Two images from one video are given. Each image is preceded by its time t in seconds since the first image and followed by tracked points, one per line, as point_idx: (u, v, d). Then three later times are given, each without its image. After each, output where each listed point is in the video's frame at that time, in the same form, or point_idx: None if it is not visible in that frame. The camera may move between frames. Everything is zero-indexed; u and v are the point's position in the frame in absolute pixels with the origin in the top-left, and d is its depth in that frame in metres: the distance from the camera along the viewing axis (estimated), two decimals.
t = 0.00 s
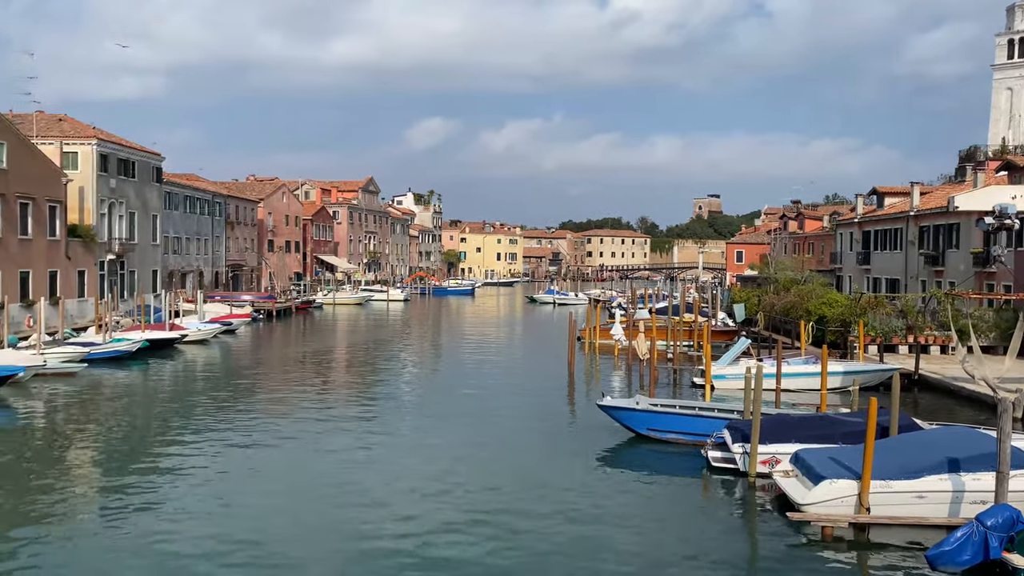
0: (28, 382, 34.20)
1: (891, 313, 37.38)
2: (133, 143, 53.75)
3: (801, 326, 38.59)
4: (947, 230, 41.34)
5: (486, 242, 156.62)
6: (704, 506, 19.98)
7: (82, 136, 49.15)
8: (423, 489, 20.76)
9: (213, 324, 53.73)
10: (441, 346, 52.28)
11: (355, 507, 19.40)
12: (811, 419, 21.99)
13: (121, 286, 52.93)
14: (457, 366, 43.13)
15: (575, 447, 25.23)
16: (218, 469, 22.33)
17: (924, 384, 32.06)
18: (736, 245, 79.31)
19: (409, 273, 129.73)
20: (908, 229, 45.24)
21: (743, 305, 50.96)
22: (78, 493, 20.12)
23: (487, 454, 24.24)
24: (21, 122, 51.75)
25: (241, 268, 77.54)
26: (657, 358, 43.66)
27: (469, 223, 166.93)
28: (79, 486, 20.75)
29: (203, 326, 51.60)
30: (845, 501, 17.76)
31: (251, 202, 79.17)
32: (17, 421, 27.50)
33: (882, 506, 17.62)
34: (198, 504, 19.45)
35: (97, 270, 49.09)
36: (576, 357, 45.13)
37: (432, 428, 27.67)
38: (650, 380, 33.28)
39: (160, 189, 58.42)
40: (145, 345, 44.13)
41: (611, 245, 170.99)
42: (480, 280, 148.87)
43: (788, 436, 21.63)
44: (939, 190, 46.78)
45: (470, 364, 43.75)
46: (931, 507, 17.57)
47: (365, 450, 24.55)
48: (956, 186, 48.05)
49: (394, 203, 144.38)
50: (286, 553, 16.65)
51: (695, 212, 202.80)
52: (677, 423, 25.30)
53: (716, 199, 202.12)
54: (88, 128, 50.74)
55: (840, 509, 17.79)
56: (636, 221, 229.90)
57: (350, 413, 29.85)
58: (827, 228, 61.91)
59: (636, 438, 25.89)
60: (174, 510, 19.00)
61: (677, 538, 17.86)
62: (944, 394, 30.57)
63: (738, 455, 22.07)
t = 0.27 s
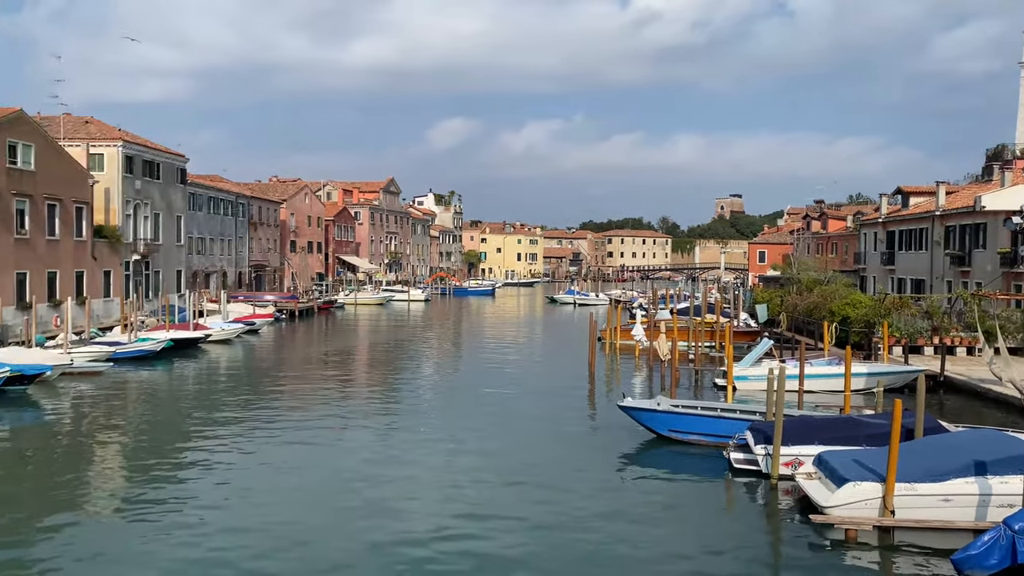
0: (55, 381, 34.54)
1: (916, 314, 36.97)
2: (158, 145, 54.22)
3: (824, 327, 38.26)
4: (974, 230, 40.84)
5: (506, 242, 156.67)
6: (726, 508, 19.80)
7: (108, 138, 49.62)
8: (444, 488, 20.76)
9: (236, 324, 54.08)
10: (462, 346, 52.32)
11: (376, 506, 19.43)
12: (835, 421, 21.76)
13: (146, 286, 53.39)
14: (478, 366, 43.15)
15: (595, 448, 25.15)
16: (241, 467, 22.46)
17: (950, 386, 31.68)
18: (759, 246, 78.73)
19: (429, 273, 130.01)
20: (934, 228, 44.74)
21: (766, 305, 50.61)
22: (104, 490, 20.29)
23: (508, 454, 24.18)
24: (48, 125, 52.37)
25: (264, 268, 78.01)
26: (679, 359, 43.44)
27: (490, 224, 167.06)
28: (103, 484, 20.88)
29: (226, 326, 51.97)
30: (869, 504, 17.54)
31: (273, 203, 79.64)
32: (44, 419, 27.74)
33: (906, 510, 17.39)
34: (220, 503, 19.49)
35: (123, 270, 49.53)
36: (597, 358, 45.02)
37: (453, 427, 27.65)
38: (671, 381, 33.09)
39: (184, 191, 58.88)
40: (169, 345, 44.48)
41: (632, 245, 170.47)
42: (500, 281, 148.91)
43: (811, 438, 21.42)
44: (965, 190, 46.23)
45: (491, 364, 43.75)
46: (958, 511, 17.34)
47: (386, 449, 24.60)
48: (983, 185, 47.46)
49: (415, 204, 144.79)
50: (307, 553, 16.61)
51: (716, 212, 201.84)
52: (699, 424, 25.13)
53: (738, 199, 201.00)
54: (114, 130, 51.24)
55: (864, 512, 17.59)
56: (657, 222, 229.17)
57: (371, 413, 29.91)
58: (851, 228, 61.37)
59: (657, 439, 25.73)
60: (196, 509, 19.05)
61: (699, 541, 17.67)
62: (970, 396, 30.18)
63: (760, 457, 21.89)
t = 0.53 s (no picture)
0: (82, 381, 34.92)
1: (943, 316, 36.50)
2: (184, 147, 54.67)
3: (849, 329, 37.87)
4: (1002, 230, 40.27)
5: (527, 243, 156.57)
6: (749, 510, 19.60)
7: (135, 140, 50.12)
8: (466, 488, 20.75)
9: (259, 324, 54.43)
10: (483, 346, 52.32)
11: (398, 506, 19.43)
12: (860, 423, 21.50)
13: (171, 287, 53.83)
14: (500, 367, 43.12)
15: (618, 449, 25.04)
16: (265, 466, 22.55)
17: (977, 388, 31.25)
18: (782, 246, 78.15)
19: (451, 274, 130.17)
20: (961, 228, 44.17)
21: (790, 306, 50.21)
22: (130, 488, 20.45)
23: (529, 455, 24.08)
24: (77, 127, 52.95)
25: (287, 269, 78.44)
26: (702, 360, 43.16)
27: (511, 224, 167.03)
28: (128, 481, 21.01)
29: (250, 326, 52.30)
30: (894, 507, 17.30)
31: (296, 204, 80.07)
32: (71, 418, 28.01)
33: (933, 514, 17.13)
34: (242, 501, 19.55)
35: (149, 270, 49.97)
36: (619, 359, 44.87)
37: (475, 428, 27.64)
38: (694, 382, 32.85)
39: (209, 192, 59.35)
40: (194, 344, 44.84)
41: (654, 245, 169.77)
42: (522, 282, 148.78)
43: (835, 440, 21.17)
44: (994, 189, 45.59)
45: (513, 365, 43.71)
46: (986, 515, 17.07)
47: (408, 449, 24.62)
48: (1012, 184, 46.78)
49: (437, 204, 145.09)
50: (328, 553, 16.59)
51: (739, 212, 200.60)
52: (722, 425, 24.93)
53: (761, 199, 199.67)
54: (141, 132, 51.73)
55: (890, 515, 17.35)
56: (679, 222, 228.20)
57: (393, 413, 29.97)
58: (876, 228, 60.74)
59: (680, 440, 25.55)
60: (218, 507, 19.10)
61: (722, 544, 17.47)
62: (998, 398, 29.76)
63: (783, 459, 21.66)
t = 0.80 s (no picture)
0: (110, 379, 35.33)
1: (971, 317, 36.05)
2: (210, 148, 55.16)
3: (876, 330, 37.52)
4: None
5: (549, 243, 156.44)
6: (773, 513, 19.42)
7: (161, 142, 50.64)
8: (488, 488, 20.77)
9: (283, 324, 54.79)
10: (506, 347, 52.32)
11: (421, 504, 19.48)
12: (886, 425, 21.27)
13: (197, 287, 54.30)
14: (523, 367, 43.09)
15: (641, 450, 24.96)
16: (290, 465, 22.70)
17: (1007, 391, 30.84)
18: (807, 246, 77.52)
19: (473, 274, 130.33)
20: (990, 228, 43.59)
21: (815, 307, 49.81)
22: (156, 485, 20.67)
23: (551, 456, 24.02)
24: (105, 129, 53.58)
25: (311, 269, 78.91)
26: (725, 361, 42.90)
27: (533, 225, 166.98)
28: (154, 479, 21.19)
29: (274, 325, 52.62)
30: (921, 511, 17.10)
31: (320, 205, 80.53)
32: (99, 416, 28.32)
33: (960, 517, 16.92)
34: (266, 499, 19.63)
35: (175, 271, 50.45)
36: (642, 359, 44.73)
37: (498, 428, 27.66)
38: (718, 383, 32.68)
39: (234, 193, 59.83)
40: (219, 344, 45.22)
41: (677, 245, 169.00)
42: (544, 282, 148.66)
43: (861, 442, 20.93)
44: None
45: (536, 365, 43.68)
46: (1014, 519, 16.83)
47: (431, 448, 24.69)
48: None
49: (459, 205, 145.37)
50: (350, 552, 16.58)
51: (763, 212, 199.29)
52: (747, 427, 24.75)
53: (785, 199, 198.24)
54: (168, 134, 52.25)
55: (916, 518, 17.16)
56: (703, 222, 227.12)
57: (417, 412, 30.06)
58: (903, 228, 60.11)
59: (704, 442, 25.41)
60: (242, 505, 19.21)
61: (746, 547, 17.30)
62: None
63: (808, 461, 21.45)
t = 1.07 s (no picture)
0: (136, 378, 35.71)
1: (1000, 318, 35.57)
2: (235, 150, 55.60)
3: (902, 331, 37.12)
4: None
5: (571, 243, 156.21)
6: (798, 515, 19.30)
7: (187, 143, 51.11)
8: (510, 488, 20.77)
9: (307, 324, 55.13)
10: (528, 347, 52.31)
11: (444, 503, 19.52)
12: (913, 427, 21.03)
13: (222, 287, 54.77)
14: (545, 368, 43.06)
15: (664, 451, 24.87)
16: (313, 463, 22.83)
17: None
18: (832, 247, 76.89)
19: (495, 274, 130.38)
20: (1020, 228, 43.00)
21: (840, 308, 49.38)
22: (182, 483, 20.87)
23: (574, 456, 23.99)
24: (132, 131, 54.17)
25: (334, 269, 79.32)
26: (749, 362, 42.63)
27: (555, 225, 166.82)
28: (181, 478, 21.37)
29: (298, 325, 52.95)
30: (949, 515, 16.89)
31: (343, 206, 80.94)
32: (126, 415, 28.63)
33: (990, 521, 16.69)
34: (291, 498, 19.74)
35: (201, 271, 50.92)
36: (665, 360, 44.55)
37: (520, 428, 27.66)
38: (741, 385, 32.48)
39: (258, 194, 60.27)
40: (244, 343, 45.58)
41: (700, 246, 168.15)
42: (566, 282, 148.45)
43: (888, 445, 20.75)
44: None
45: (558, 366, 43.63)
46: None
47: (453, 448, 24.73)
48: None
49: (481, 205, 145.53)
50: (375, 551, 16.63)
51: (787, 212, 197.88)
52: (771, 429, 24.59)
53: (810, 199, 196.72)
54: (193, 136, 52.72)
55: (944, 522, 16.95)
56: (726, 223, 225.90)
57: (439, 412, 30.13)
58: (930, 228, 59.45)
59: (728, 444, 25.27)
60: (267, 504, 19.32)
61: (772, 550, 17.18)
62: None
63: (834, 463, 21.26)
